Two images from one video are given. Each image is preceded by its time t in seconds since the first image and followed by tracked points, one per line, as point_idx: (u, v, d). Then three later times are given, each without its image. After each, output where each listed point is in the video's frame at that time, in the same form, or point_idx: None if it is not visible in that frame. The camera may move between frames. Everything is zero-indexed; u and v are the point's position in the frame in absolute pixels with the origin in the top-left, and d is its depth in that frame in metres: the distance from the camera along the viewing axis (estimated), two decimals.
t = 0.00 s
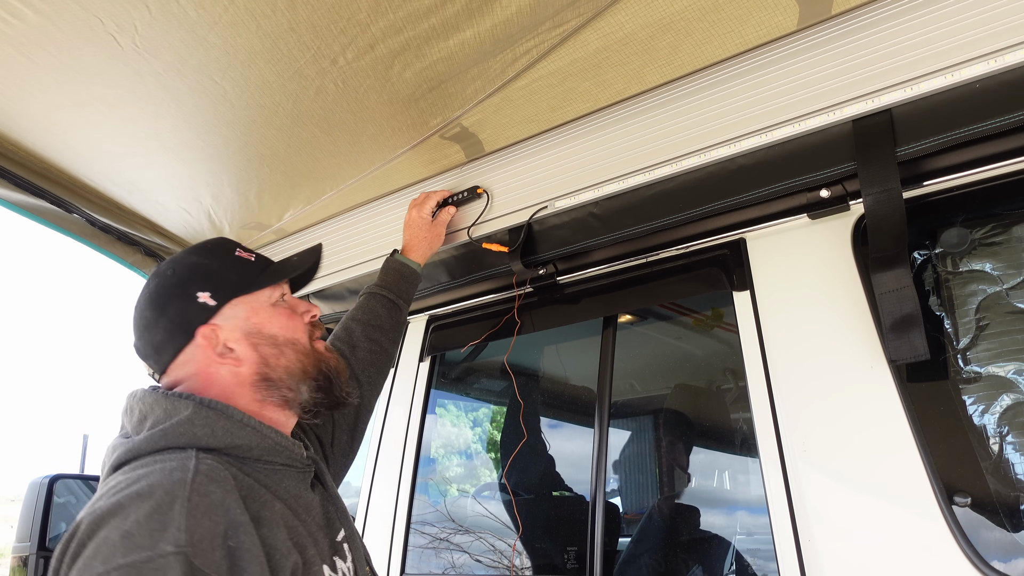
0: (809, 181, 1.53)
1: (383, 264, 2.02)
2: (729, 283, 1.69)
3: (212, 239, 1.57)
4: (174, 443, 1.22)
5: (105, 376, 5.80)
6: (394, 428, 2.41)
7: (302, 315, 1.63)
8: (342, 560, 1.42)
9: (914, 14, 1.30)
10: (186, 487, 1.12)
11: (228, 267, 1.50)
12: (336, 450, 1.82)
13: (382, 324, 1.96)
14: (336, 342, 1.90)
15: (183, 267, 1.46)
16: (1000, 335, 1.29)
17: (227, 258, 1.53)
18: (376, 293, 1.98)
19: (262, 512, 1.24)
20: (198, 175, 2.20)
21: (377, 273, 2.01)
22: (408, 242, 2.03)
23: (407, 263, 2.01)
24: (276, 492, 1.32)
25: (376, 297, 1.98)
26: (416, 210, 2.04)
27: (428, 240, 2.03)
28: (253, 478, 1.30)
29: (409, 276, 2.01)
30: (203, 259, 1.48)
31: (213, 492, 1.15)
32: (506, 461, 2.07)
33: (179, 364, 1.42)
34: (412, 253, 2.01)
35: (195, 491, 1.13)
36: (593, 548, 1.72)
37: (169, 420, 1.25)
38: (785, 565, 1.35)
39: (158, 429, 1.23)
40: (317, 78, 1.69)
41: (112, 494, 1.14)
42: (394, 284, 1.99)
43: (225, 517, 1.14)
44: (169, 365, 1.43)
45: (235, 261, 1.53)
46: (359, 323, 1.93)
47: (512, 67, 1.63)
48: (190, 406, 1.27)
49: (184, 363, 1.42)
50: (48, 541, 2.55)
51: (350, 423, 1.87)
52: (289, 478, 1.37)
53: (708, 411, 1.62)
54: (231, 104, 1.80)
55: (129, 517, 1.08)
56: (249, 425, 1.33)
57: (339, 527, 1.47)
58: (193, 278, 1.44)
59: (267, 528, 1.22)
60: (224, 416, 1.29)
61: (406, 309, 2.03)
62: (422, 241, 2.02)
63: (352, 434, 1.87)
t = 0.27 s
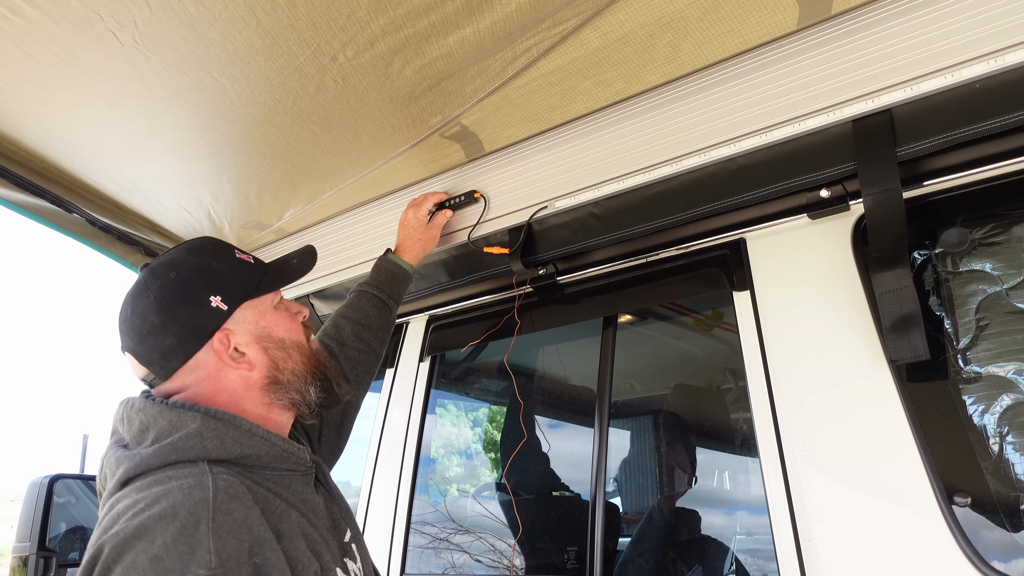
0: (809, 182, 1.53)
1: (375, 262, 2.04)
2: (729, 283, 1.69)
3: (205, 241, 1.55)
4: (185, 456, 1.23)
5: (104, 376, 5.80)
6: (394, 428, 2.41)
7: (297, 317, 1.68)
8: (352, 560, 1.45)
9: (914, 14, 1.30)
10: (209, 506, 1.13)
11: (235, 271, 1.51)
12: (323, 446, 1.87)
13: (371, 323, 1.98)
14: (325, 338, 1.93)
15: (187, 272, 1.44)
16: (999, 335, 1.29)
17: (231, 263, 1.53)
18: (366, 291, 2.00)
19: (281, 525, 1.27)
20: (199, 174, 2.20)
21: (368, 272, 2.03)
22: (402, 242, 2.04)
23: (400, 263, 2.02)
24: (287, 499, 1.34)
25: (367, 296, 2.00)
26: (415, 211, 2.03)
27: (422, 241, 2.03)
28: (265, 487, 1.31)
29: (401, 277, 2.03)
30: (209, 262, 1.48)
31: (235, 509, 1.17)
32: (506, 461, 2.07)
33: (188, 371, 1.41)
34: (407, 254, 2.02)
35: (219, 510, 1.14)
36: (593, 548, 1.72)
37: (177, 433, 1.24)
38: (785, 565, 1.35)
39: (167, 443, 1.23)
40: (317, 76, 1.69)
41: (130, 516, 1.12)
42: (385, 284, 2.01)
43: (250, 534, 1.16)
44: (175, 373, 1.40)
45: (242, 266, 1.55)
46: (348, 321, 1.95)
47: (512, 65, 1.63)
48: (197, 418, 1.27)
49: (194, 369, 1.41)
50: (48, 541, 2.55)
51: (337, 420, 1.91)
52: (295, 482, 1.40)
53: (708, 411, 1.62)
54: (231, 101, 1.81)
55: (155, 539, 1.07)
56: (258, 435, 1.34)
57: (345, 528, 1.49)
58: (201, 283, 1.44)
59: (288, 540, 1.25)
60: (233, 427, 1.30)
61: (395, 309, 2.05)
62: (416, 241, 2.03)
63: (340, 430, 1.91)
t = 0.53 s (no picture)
0: (809, 182, 1.53)
1: (375, 260, 2.02)
2: (729, 283, 1.69)
3: (206, 244, 1.54)
4: (191, 461, 1.22)
5: (105, 376, 5.80)
6: (394, 428, 2.41)
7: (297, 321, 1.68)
8: (355, 561, 1.46)
9: (914, 15, 1.30)
10: (219, 511, 1.14)
11: (237, 275, 1.51)
12: (319, 444, 1.88)
13: (370, 321, 1.97)
14: (323, 336, 1.92)
15: (190, 275, 1.43)
16: (999, 335, 1.29)
17: (233, 266, 1.52)
18: (365, 288, 1.99)
19: (288, 528, 1.27)
20: (199, 174, 2.20)
21: (368, 269, 2.00)
22: (401, 241, 2.04)
23: (399, 261, 2.01)
24: (292, 502, 1.35)
25: (365, 294, 1.98)
26: (416, 209, 2.03)
27: (422, 241, 2.03)
28: (270, 491, 1.32)
29: (401, 276, 2.01)
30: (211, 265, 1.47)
31: (244, 514, 1.18)
32: (506, 461, 2.06)
33: (190, 375, 1.42)
34: (406, 252, 2.01)
35: (229, 515, 1.15)
36: (593, 548, 1.72)
37: (182, 437, 1.24)
38: (785, 565, 1.35)
39: (173, 447, 1.22)
40: (317, 75, 1.69)
41: (138, 522, 1.11)
42: (384, 282, 2.00)
43: (259, 539, 1.17)
44: (178, 377, 1.41)
45: (244, 269, 1.54)
46: (347, 320, 1.94)
47: (512, 65, 1.63)
48: (203, 423, 1.27)
49: (196, 372, 1.42)
50: (47, 541, 2.55)
51: (334, 419, 1.91)
52: (298, 485, 1.40)
53: (708, 411, 1.62)
54: (231, 101, 1.81)
55: (167, 545, 1.07)
56: (263, 438, 1.35)
57: (347, 530, 1.49)
58: (203, 286, 1.43)
59: (295, 544, 1.26)
60: (237, 431, 1.31)
61: (394, 307, 2.03)
62: (416, 241, 2.03)
63: (336, 427, 1.91)
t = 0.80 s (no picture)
0: (809, 182, 1.53)
1: (375, 259, 2.02)
2: (729, 283, 1.69)
3: (206, 244, 1.54)
4: (188, 461, 1.22)
5: (105, 376, 5.80)
6: (394, 428, 2.41)
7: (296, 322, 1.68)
8: (351, 561, 1.46)
9: (913, 15, 1.30)
10: (215, 511, 1.14)
11: (236, 276, 1.51)
12: (316, 444, 1.87)
13: (368, 321, 1.98)
14: (322, 335, 1.92)
15: (190, 274, 1.43)
16: (999, 335, 1.29)
17: (233, 267, 1.53)
18: (364, 288, 1.99)
19: (284, 528, 1.28)
20: (199, 173, 2.20)
21: (368, 269, 2.00)
22: (401, 241, 2.04)
23: (400, 261, 2.01)
24: (288, 502, 1.35)
25: (365, 293, 1.99)
26: (417, 209, 2.03)
27: (422, 241, 2.03)
28: (267, 490, 1.32)
29: (401, 276, 2.01)
30: (210, 265, 1.47)
31: (240, 514, 1.18)
32: (506, 461, 2.06)
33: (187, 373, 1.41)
34: (405, 252, 2.01)
35: (225, 515, 1.15)
36: (593, 548, 1.72)
37: (179, 437, 1.24)
38: (785, 565, 1.35)
39: (170, 447, 1.22)
40: (317, 75, 1.69)
41: (134, 522, 1.11)
42: (383, 282, 2.00)
43: (255, 538, 1.18)
44: (174, 376, 1.41)
45: (245, 270, 1.55)
46: (346, 319, 1.95)
47: (512, 65, 1.63)
48: (200, 423, 1.26)
49: (192, 371, 1.42)
50: (47, 541, 2.56)
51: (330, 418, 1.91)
52: (295, 485, 1.40)
53: (708, 411, 1.62)
54: (231, 100, 1.80)
55: (163, 545, 1.08)
56: (259, 440, 1.34)
57: (343, 529, 1.49)
58: (201, 285, 1.43)
59: (291, 543, 1.27)
60: (234, 431, 1.30)
61: (393, 306, 2.04)
62: (416, 241, 2.03)
63: (332, 425, 1.92)
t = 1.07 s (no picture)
0: (809, 182, 1.53)
1: (372, 255, 2.01)
2: (729, 283, 1.69)
3: (184, 247, 1.59)
4: (170, 457, 1.23)
5: (105, 376, 5.80)
6: (394, 429, 2.40)
7: (265, 323, 1.57)
8: (342, 556, 1.42)
9: (913, 15, 1.30)
10: (197, 503, 1.13)
11: (178, 283, 1.48)
12: (308, 443, 1.83)
13: (362, 318, 1.95)
14: (316, 329, 1.88)
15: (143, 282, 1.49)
16: (999, 335, 1.29)
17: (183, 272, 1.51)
18: (360, 283, 1.98)
19: (270, 520, 1.25)
20: (198, 173, 2.20)
21: (364, 265, 2.00)
22: (400, 239, 2.04)
23: (395, 259, 2.00)
24: (275, 497, 1.33)
25: (360, 289, 1.97)
26: (416, 208, 2.04)
27: (421, 239, 2.04)
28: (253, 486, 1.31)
29: (397, 272, 2.00)
30: (159, 273, 1.49)
31: (223, 506, 1.17)
32: (506, 461, 2.06)
33: (148, 376, 1.50)
34: (403, 250, 2.02)
35: (208, 507, 1.14)
36: (593, 547, 1.72)
37: (161, 434, 1.24)
38: (785, 565, 1.35)
39: (152, 446, 1.23)
40: (317, 75, 1.69)
41: (117, 518, 1.11)
42: (379, 278, 1.99)
43: (239, 530, 1.16)
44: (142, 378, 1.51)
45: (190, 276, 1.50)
46: (341, 314, 1.92)
47: (512, 65, 1.63)
48: (183, 419, 1.27)
49: (149, 375, 1.49)
50: (47, 541, 2.57)
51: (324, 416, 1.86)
52: (283, 481, 1.38)
53: (708, 411, 1.62)
54: (231, 100, 1.80)
55: (145, 539, 1.07)
56: (243, 434, 1.33)
57: (333, 524, 1.47)
58: (148, 294, 1.47)
59: (277, 535, 1.24)
60: (217, 427, 1.30)
61: (388, 303, 2.02)
62: (415, 239, 2.03)
63: (326, 425, 1.87)
